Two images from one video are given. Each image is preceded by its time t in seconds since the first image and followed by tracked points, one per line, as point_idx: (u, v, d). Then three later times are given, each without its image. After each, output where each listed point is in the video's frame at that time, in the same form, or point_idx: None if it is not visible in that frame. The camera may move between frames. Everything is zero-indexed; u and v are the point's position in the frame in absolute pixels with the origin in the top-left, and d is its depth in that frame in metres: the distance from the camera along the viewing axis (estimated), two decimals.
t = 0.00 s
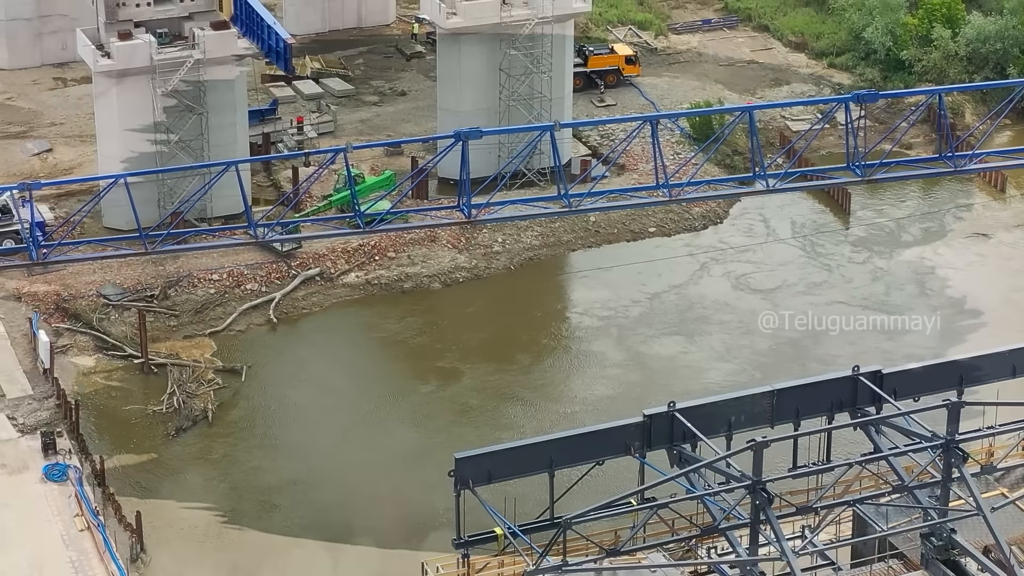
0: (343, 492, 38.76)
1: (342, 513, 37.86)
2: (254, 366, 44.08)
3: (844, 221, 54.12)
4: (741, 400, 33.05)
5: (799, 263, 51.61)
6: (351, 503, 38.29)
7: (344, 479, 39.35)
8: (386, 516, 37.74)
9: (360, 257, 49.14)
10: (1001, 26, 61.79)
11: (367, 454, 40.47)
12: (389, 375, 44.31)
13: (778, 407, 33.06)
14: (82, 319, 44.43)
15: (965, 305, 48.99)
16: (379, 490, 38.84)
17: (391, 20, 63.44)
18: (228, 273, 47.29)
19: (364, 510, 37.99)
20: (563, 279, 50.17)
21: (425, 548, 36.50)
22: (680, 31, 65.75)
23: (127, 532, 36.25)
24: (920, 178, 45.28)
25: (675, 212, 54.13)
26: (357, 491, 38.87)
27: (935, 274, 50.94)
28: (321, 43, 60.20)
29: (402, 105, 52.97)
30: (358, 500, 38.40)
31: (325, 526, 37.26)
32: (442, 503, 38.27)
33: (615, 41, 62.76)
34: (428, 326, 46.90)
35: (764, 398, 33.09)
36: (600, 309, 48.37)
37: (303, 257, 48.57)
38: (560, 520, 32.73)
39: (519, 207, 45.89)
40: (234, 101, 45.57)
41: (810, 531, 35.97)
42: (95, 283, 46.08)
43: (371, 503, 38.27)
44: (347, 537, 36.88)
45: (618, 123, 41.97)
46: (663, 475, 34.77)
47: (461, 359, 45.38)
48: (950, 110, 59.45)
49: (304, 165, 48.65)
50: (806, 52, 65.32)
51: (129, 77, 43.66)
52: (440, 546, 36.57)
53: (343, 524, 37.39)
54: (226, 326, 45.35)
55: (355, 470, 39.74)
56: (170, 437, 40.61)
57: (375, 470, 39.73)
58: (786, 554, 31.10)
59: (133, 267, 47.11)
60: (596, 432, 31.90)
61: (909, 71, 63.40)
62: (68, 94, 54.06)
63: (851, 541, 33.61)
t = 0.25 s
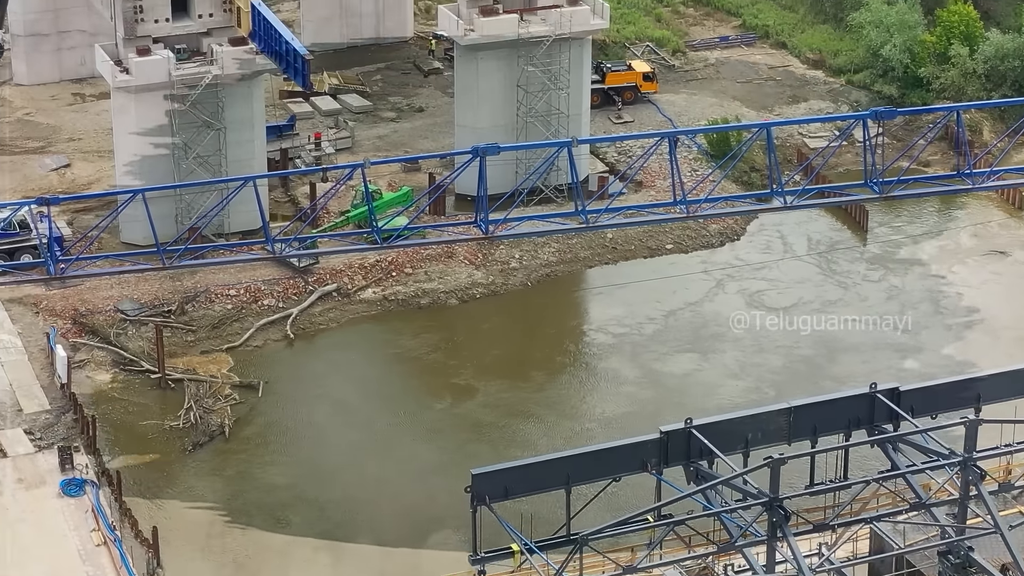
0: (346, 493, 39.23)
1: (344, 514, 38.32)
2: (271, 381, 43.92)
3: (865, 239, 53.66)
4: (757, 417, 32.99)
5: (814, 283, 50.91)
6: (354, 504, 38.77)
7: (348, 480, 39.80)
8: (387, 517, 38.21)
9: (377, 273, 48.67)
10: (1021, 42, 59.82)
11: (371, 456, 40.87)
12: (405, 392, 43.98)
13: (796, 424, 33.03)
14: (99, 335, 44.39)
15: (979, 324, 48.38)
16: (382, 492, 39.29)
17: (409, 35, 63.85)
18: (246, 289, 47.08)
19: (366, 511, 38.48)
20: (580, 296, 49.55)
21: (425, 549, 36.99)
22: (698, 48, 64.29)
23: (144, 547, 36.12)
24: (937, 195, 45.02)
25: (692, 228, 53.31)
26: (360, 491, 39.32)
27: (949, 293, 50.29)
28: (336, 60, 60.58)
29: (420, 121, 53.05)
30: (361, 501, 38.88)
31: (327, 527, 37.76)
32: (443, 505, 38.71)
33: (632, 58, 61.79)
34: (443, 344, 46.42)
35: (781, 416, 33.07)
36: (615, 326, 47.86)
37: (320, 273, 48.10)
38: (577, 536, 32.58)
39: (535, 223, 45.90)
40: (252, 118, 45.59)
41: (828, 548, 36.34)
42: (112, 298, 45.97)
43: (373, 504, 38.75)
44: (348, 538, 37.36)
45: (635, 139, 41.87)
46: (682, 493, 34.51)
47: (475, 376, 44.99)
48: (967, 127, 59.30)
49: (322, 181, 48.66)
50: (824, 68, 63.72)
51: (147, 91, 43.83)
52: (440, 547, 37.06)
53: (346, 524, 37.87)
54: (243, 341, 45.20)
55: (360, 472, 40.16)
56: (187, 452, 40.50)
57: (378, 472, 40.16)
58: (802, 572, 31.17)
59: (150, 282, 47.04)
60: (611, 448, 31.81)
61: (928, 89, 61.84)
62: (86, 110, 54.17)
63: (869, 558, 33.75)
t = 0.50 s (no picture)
0: (346, 493, 39.73)
1: (347, 515, 38.85)
2: (286, 396, 43.69)
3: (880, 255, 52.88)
4: (772, 432, 32.93)
5: (827, 298, 50.08)
6: (355, 503, 39.32)
7: (348, 480, 40.27)
8: (389, 517, 38.76)
9: (392, 287, 48.38)
10: None
11: (370, 456, 41.31)
12: (419, 406, 43.69)
13: (811, 440, 32.98)
14: (114, 349, 44.36)
15: (993, 341, 47.67)
16: (381, 491, 39.81)
17: (423, 51, 63.08)
18: (261, 303, 46.96)
19: (367, 511, 39.01)
20: (594, 311, 48.88)
21: (428, 546, 37.57)
22: (713, 64, 62.78)
23: (158, 561, 36.04)
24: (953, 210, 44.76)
25: (708, 243, 52.36)
26: (361, 491, 39.81)
27: (961, 310, 49.41)
28: (351, 73, 60.90)
29: (435, 135, 53.15)
30: (362, 501, 39.39)
31: (330, 528, 38.31)
32: (444, 505, 39.25)
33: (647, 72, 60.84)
34: (454, 359, 45.98)
35: (796, 431, 32.97)
36: (628, 342, 47.26)
37: (334, 287, 47.94)
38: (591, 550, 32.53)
39: (550, 237, 45.72)
40: (267, 133, 45.65)
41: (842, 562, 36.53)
42: (127, 311, 45.94)
43: (373, 503, 39.29)
44: (351, 538, 37.93)
45: (651, 154, 41.68)
46: (697, 508, 34.49)
47: (487, 391, 44.56)
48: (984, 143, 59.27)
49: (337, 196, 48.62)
50: (839, 85, 61.77)
51: (163, 106, 43.94)
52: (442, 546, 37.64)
53: (349, 525, 38.40)
54: (258, 355, 45.08)
55: (358, 472, 40.58)
56: (201, 466, 40.46)
57: (377, 472, 40.62)
58: None
59: (165, 296, 47.01)
60: (625, 464, 31.74)
61: (944, 104, 59.78)
62: (102, 124, 54.25)
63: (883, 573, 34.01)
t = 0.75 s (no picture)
0: (357, 507, 39.79)
1: (358, 526, 39.04)
2: (302, 411, 43.67)
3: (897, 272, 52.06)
4: (789, 450, 32.87)
5: (841, 315, 49.62)
6: (365, 514, 39.49)
7: (359, 495, 40.32)
8: (398, 529, 38.89)
9: (408, 303, 48.18)
10: None
11: (384, 468, 41.48)
12: (434, 423, 43.58)
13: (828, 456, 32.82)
14: (131, 364, 44.34)
15: (1009, 359, 47.20)
16: (393, 504, 39.95)
17: (440, 67, 62.93)
18: (277, 318, 46.84)
19: (376, 524, 39.14)
20: (610, 327, 48.59)
21: (435, 565, 37.58)
22: (730, 81, 62.62)
23: None
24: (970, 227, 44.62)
25: (724, 260, 51.75)
26: (373, 503, 39.98)
27: (974, 328, 48.91)
28: (370, 88, 61.20)
29: (451, 151, 53.18)
30: (372, 516, 39.45)
31: (339, 538, 38.55)
32: (454, 520, 39.32)
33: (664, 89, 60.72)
34: (468, 377, 45.83)
35: (812, 448, 32.91)
36: (643, 359, 47.00)
37: (351, 302, 47.83)
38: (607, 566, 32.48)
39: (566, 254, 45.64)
40: (284, 148, 45.72)
41: None
42: (144, 326, 45.93)
43: (384, 515, 39.44)
44: (359, 551, 38.08)
45: (668, 171, 41.71)
46: (714, 526, 34.28)
47: (501, 409, 44.36)
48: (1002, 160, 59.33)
49: (353, 212, 48.67)
50: (856, 102, 61.52)
51: (181, 121, 44.04)
52: (448, 562, 37.70)
53: (357, 537, 38.62)
54: (274, 370, 45.05)
55: (372, 490, 40.46)
56: (218, 481, 40.42)
57: (389, 484, 40.78)
58: None
59: (182, 311, 47.00)
60: (642, 480, 31.66)
61: (961, 122, 59.30)
62: (119, 139, 54.37)
63: None
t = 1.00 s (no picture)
0: (367, 522, 39.63)
1: (369, 540, 38.95)
2: (315, 425, 43.61)
3: (910, 286, 52.01)
4: (802, 464, 32.79)
5: (853, 330, 49.40)
6: (377, 528, 39.40)
7: (369, 510, 40.17)
8: (409, 543, 38.78)
9: (422, 316, 48.16)
10: None
11: (396, 481, 41.39)
12: (446, 437, 43.47)
13: (841, 471, 32.72)
14: (145, 377, 44.32)
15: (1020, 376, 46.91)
16: (404, 517, 39.86)
17: (455, 80, 63.11)
18: (290, 331, 46.84)
19: (385, 539, 38.98)
20: (623, 341, 48.52)
21: None
22: (744, 95, 62.72)
23: None
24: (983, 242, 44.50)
25: (738, 273, 51.79)
26: (384, 516, 39.89)
27: (985, 344, 48.64)
28: (385, 102, 61.40)
29: (465, 165, 53.22)
30: (381, 531, 39.28)
31: (351, 552, 38.46)
32: (463, 535, 39.17)
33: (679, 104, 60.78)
34: (480, 391, 45.70)
35: (826, 463, 32.82)
36: (654, 374, 46.83)
37: (365, 316, 47.79)
38: None
39: (580, 267, 45.64)
40: (298, 162, 45.75)
41: None
42: (158, 340, 45.91)
43: (396, 528, 39.34)
44: (370, 565, 37.99)
45: (682, 185, 41.64)
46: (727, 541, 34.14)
47: (512, 423, 44.24)
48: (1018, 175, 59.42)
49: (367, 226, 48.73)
50: (870, 117, 61.67)
51: (195, 135, 44.10)
52: None
53: (368, 550, 38.52)
54: (287, 384, 45.01)
55: (382, 504, 40.36)
56: (230, 494, 40.36)
57: (399, 498, 40.65)
58: None
59: (196, 324, 46.99)
60: (655, 494, 31.59)
61: (976, 136, 59.56)
62: (133, 152, 54.50)
63: None
